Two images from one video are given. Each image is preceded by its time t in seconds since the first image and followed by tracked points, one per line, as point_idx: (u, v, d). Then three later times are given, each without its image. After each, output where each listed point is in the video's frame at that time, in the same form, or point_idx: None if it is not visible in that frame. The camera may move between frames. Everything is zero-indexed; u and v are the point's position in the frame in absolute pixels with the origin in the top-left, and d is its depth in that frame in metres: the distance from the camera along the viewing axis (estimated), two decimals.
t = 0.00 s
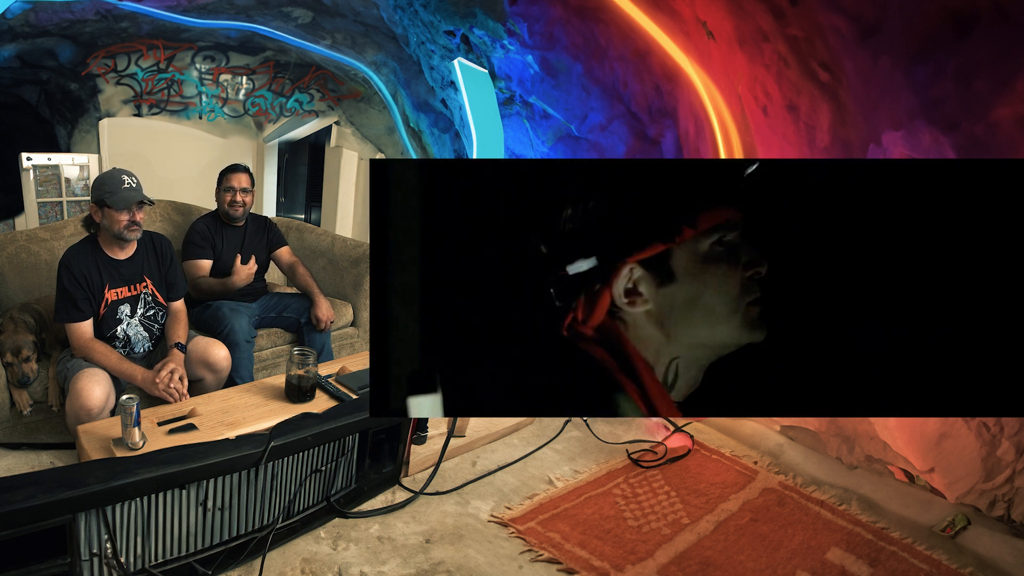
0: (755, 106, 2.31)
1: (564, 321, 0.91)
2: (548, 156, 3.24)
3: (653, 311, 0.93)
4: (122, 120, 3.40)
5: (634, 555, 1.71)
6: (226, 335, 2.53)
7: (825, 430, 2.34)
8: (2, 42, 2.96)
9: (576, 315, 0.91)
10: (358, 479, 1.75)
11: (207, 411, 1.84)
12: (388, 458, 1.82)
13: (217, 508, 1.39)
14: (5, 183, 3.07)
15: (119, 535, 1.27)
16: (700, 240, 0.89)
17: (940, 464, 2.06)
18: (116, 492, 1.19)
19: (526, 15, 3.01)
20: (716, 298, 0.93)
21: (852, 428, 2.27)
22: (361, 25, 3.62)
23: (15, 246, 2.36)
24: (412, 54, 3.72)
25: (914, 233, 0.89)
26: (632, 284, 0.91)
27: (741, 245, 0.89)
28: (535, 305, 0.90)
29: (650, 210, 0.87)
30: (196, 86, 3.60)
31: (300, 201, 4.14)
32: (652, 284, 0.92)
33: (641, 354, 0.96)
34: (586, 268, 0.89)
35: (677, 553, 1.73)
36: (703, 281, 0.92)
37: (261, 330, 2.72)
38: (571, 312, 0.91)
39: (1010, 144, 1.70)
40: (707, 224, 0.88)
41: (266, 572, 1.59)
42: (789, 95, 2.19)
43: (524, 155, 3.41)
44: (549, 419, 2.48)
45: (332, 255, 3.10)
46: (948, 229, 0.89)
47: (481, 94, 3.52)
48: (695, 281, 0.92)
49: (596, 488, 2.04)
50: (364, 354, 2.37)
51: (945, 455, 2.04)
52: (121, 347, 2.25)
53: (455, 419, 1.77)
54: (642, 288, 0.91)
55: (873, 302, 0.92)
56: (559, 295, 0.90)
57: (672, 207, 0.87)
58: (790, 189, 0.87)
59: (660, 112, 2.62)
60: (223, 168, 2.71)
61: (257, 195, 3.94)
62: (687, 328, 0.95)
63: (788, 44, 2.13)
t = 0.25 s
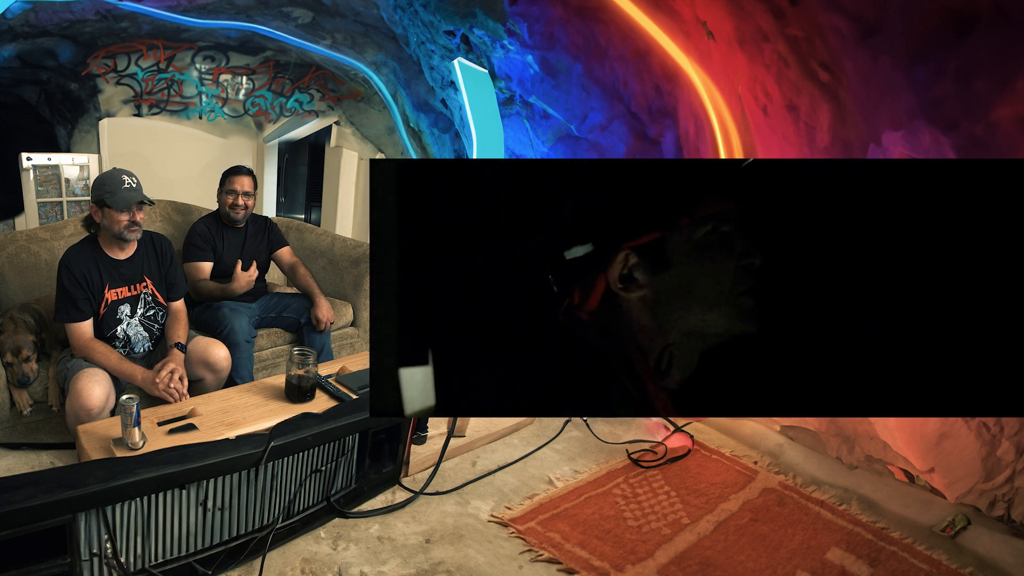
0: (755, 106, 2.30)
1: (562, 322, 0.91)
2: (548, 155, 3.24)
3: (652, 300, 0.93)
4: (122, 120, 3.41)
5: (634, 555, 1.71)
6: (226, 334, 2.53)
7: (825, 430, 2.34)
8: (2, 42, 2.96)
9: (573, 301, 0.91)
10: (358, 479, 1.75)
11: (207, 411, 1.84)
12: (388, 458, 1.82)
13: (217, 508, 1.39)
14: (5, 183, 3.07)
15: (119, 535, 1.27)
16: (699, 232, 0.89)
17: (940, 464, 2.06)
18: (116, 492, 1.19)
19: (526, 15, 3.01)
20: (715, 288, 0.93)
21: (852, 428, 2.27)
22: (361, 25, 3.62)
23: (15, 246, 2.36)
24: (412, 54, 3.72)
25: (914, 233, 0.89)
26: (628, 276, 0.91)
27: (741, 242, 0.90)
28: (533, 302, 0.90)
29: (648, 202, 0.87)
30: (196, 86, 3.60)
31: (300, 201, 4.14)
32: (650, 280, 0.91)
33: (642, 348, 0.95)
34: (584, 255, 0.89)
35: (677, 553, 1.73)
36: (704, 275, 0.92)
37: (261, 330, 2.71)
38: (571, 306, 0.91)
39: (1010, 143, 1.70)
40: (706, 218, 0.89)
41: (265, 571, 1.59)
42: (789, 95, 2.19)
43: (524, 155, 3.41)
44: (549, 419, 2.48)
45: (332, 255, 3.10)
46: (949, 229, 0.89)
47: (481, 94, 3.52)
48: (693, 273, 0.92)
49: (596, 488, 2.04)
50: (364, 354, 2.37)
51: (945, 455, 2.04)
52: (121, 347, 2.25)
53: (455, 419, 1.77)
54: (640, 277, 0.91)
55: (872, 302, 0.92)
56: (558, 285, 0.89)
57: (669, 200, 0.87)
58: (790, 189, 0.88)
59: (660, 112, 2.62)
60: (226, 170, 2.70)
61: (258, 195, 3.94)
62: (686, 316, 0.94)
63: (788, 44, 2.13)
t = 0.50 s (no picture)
0: (755, 106, 2.30)
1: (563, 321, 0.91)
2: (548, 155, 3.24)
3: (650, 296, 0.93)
4: (122, 120, 3.41)
5: (634, 555, 1.71)
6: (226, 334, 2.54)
7: (826, 430, 2.34)
8: (2, 42, 2.96)
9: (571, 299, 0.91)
10: (358, 479, 1.75)
11: (207, 411, 1.84)
12: (388, 458, 1.82)
13: (217, 508, 1.39)
14: (5, 183, 3.07)
15: (119, 535, 1.27)
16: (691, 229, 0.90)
17: (940, 464, 2.06)
18: (116, 492, 1.19)
19: (526, 15, 3.01)
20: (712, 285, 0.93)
21: (852, 428, 2.27)
22: (361, 25, 3.62)
23: (15, 246, 2.36)
24: (412, 54, 3.72)
25: (913, 233, 0.90)
26: (628, 276, 0.91)
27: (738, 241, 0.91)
28: (532, 300, 0.90)
29: (645, 200, 0.88)
30: (196, 86, 3.60)
31: (300, 201, 4.14)
32: (650, 279, 0.92)
33: (640, 348, 0.94)
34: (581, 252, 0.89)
35: (677, 553, 1.73)
36: (703, 274, 0.92)
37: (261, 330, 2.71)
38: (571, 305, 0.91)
39: (1010, 144, 1.70)
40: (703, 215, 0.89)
41: (265, 571, 1.59)
42: (789, 95, 2.18)
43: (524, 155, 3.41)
44: (549, 419, 2.48)
45: (332, 255, 3.10)
46: (948, 229, 0.90)
47: (481, 94, 3.52)
48: (692, 271, 0.93)
49: (596, 488, 2.04)
50: (365, 354, 2.37)
51: (945, 455, 2.04)
52: (121, 347, 2.25)
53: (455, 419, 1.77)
54: (638, 274, 0.91)
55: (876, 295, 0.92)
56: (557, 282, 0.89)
57: (665, 198, 0.88)
58: (790, 189, 0.88)
59: (660, 112, 2.62)
60: (226, 169, 2.70)
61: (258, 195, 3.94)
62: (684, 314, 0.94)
63: (788, 44, 2.13)
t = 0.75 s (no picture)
0: (755, 106, 2.30)
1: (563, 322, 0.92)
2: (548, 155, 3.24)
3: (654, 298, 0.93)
4: (122, 120, 3.41)
5: (634, 555, 1.71)
6: (226, 335, 2.54)
7: (826, 430, 2.34)
8: (2, 42, 2.96)
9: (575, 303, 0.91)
10: (358, 479, 1.75)
11: (207, 411, 1.84)
12: (388, 458, 1.82)
13: (217, 508, 1.39)
14: (5, 183, 3.07)
15: (119, 535, 1.27)
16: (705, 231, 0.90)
17: (940, 464, 2.06)
18: (116, 492, 1.19)
19: (526, 15, 3.01)
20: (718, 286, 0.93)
21: (852, 428, 2.27)
22: (361, 25, 3.62)
23: (15, 247, 2.36)
24: (412, 54, 3.72)
25: (913, 233, 0.90)
26: (628, 276, 0.91)
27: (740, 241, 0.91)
28: (533, 300, 0.90)
29: (650, 201, 0.88)
30: (196, 86, 3.60)
31: (300, 201, 4.14)
32: (650, 279, 0.91)
33: (641, 348, 0.94)
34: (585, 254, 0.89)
35: (677, 553, 1.73)
36: (705, 274, 0.91)
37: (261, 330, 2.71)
38: (571, 305, 0.91)
39: (1010, 144, 1.70)
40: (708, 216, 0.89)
41: (265, 571, 1.59)
42: (789, 95, 2.19)
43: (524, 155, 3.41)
44: (549, 419, 2.48)
45: (332, 255, 3.10)
46: (948, 229, 0.90)
47: (481, 94, 3.52)
48: (695, 271, 0.93)
49: (596, 488, 2.04)
50: (365, 354, 2.37)
51: (945, 455, 2.04)
52: (121, 347, 2.25)
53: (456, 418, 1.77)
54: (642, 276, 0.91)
55: (875, 295, 0.93)
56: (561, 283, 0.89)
57: (671, 200, 0.88)
58: (790, 189, 0.88)
59: (660, 112, 2.62)
60: (227, 169, 2.71)
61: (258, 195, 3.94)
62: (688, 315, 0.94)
63: (788, 44, 2.13)
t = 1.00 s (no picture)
0: (755, 106, 2.30)
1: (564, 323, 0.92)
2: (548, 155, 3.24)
3: (659, 298, 0.92)
4: (122, 120, 3.41)
5: (634, 555, 1.71)
6: (226, 335, 2.55)
7: (826, 430, 2.34)
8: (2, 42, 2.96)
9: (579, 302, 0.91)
10: (358, 479, 1.75)
11: (207, 411, 1.84)
12: (388, 458, 1.82)
13: (217, 508, 1.39)
14: (5, 183, 3.07)
15: (119, 535, 1.27)
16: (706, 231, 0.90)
17: (940, 464, 2.06)
18: (116, 492, 1.19)
19: (526, 15, 3.01)
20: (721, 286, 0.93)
21: (852, 428, 2.27)
22: (361, 25, 3.62)
23: (15, 246, 2.36)
24: (412, 54, 3.71)
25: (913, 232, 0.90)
26: (629, 277, 0.91)
27: (742, 241, 0.90)
28: (532, 299, 0.91)
29: (650, 201, 0.88)
30: (196, 86, 3.60)
31: (300, 201, 4.14)
32: (652, 280, 0.91)
33: (643, 347, 0.95)
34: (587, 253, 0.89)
35: (677, 553, 1.73)
36: (705, 275, 0.91)
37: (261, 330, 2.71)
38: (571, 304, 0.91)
39: (1010, 144, 1.70)
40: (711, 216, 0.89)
41: (265, 571, 1.59)
42: (789, 95, 2.18)
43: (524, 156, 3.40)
44: (549, 419, 2.48)
45: (332, 255, 3.09)
46: (948, 229, 0.90)
47: (481, 94, 3.52)
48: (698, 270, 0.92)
49: (596, 488, 2.04)
50: (365, 354, 2.37)
51: (945, 455, 2.04)
52: (121, 347, 2.25)
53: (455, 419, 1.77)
54: (645, 276, 0.91)
55: (875, 295, 0.93)
56: (564, 282, 0.90)
57: (672, 199, 0.88)
58: (790, 189, 0.88)
59: (660, 113, 2.62)
60: (230, 170, 2.70)
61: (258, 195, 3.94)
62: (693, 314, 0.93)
63: (788, 44, 2.13)
